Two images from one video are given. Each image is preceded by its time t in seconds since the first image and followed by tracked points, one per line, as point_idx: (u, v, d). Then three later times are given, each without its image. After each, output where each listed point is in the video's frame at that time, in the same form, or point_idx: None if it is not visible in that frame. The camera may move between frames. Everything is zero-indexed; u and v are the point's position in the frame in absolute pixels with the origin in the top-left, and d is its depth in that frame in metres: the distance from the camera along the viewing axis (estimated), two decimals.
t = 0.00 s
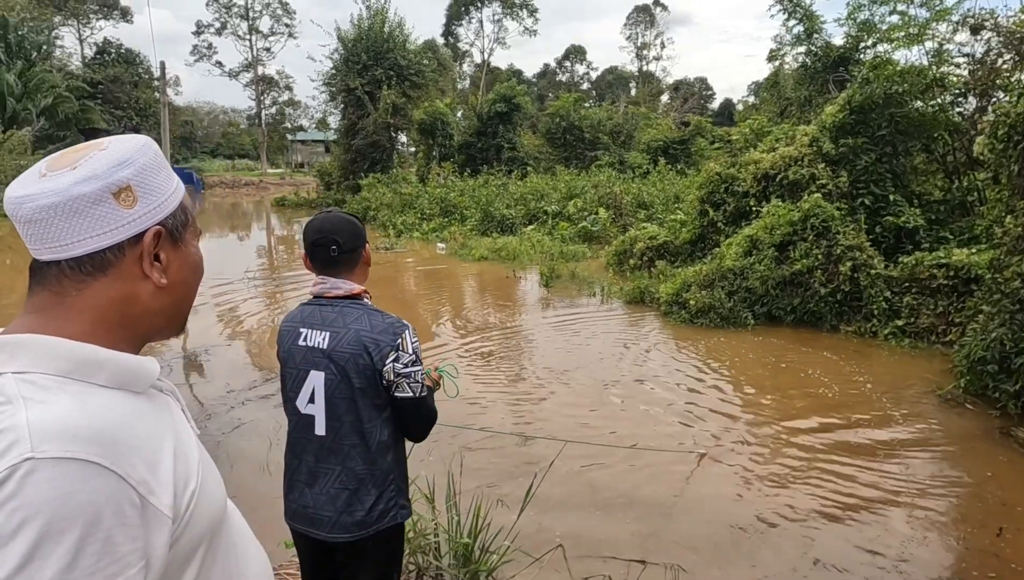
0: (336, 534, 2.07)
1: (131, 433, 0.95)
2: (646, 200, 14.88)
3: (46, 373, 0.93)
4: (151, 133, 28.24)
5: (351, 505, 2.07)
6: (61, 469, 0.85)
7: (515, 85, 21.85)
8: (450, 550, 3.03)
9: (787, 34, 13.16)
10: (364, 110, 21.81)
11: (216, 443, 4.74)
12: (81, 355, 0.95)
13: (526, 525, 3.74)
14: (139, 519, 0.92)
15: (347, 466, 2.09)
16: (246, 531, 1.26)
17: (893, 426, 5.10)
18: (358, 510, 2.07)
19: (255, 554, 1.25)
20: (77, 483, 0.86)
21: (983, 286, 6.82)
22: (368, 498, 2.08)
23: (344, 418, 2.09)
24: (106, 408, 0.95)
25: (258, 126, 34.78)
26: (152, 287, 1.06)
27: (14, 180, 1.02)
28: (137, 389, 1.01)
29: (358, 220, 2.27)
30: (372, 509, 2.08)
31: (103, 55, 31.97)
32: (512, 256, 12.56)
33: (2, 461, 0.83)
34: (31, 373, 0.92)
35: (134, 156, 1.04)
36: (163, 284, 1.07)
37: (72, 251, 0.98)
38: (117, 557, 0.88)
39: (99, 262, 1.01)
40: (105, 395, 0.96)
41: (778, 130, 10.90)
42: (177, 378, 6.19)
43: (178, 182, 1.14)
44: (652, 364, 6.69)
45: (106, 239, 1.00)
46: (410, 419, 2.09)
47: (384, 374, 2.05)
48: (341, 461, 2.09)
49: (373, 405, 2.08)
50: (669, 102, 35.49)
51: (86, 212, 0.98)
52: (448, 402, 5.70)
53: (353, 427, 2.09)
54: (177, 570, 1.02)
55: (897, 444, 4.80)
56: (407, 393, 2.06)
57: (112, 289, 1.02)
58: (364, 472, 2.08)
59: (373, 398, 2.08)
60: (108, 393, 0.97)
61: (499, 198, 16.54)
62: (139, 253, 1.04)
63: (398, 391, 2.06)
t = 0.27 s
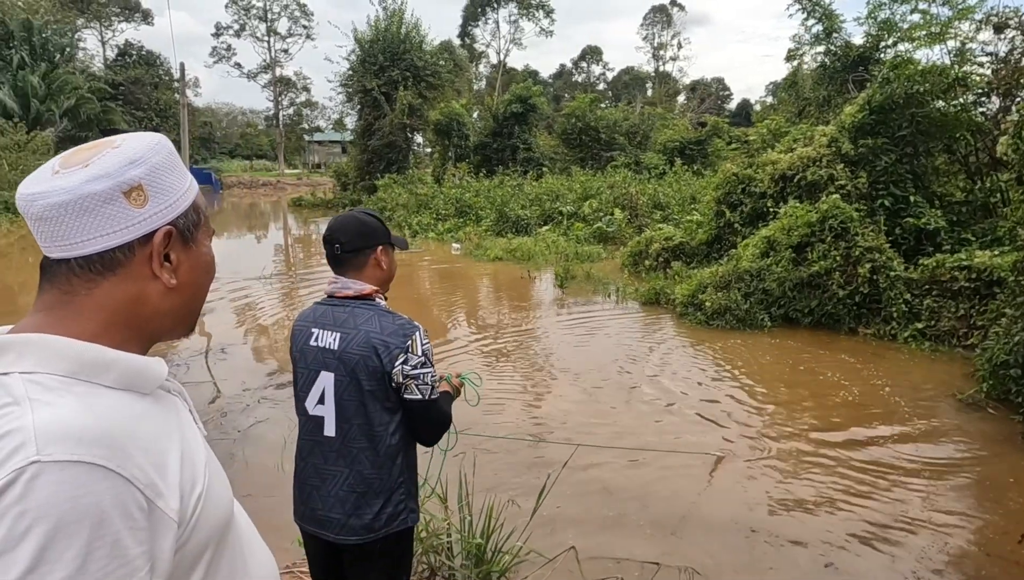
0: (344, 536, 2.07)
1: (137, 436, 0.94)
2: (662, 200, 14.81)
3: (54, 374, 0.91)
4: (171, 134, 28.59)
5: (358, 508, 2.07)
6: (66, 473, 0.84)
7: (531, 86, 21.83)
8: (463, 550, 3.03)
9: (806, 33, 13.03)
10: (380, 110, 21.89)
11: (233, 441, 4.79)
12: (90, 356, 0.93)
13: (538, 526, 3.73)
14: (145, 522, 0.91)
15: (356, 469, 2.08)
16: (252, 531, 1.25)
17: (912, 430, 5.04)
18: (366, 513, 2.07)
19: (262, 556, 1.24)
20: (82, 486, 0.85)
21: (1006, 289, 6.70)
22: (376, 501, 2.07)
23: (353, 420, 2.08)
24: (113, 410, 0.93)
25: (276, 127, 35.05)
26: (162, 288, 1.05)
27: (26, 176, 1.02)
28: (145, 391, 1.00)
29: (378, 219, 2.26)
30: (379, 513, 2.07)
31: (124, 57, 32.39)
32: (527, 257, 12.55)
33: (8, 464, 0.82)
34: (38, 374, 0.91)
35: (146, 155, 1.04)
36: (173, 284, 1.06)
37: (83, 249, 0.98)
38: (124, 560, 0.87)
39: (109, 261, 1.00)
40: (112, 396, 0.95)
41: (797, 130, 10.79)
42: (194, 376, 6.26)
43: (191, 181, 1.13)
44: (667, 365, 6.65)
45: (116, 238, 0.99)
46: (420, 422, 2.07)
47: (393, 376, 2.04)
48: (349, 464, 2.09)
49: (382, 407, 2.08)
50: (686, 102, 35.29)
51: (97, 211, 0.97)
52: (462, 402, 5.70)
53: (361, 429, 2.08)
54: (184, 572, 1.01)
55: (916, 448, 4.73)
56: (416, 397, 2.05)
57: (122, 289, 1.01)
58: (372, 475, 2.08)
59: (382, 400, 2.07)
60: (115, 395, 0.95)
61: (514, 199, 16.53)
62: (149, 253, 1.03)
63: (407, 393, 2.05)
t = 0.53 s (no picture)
0: (335, 536, 2.09)
1: (116, 442, 0.92)
2: (676, 201, 14.72)
3: (32, 378, 0.90)
4: (189, 134, 28.88)
5: (346, 509, 2.08)
6: (33, 483, 0.82)
7: (545, 86, 21.81)
8: (470, 551, 3.02)
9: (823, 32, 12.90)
10: (394, 111, 21.96)
11: (243, 439, 4.83)
12: (70, 360, 0.92)
13: (546, 527, 3.73)
14: (118, 533, 0.88)
15: (343, 471, 2.09)
16: (245, 539, 1.22)
17: (926, 435, 4.98)
18: (353, 513, 2.08)
19: (252, 564, 1.21)
20: (52, 495, 0.83)
21: None
22: (362, 503, 2.08)
23: (338, 423, 2.09)
24: (91, 416, 0.91)
25: (292, 127, 35.30)
26: (151, 288, 1.06)
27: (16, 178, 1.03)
28: (132, 396, 0.98)
29: (370, 221, 2.25)
30: (367, 514, 2.08)
31: (143, 58, 32.76)
32: (539, 257, 12.54)
33: None
34: (17, 379, 0.89)
35: (134, 154, 1.04)
36: (162, 284, 1.07)
37: (70, 249, 0.99)
38: (94, 571, 0.85)
39: (98, 262, 1.01)
40: (92, 403, 0.93)
41: (813, 129, 10.68)
42: (208, 375, 6.31)
43: (183, 180, 1.14)
44: (678, 367, 6.62)
45: (105, 238, 1.00)
46: (399, 428, 2.06)
47: (370, 380, 2.03)
48: (336, 465, 2.11)
49: (364, 411, 2.08)
50: (701, 102, 35.07)
51: (84, 211, 0.98)
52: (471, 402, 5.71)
53: (345, 432, 2.09)
54: None
55: (931, 453, 4.66)
56: (391, 402, 2.03)
57: (110, 290, 1.02)
58: (357, 477, 2.08)
59: (364, 404, 2.07)
60: (96, 401, 0.93)
61: (527, 199, 16.51)
62: (137, 253, 1.04)
63: (383, 398, 2.04)
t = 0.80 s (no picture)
0: (330, 531, 2.12)
1: (102, 443, 0.93)
2: (688, 201, 14.67)
3: (26, 378, 0.92)
4: (205, 134, 29.17)
5: (341, 505, 2.11)
6: (12, 485, 0.83)
7: (558, 86, 21.79)
8: (476, 549, 3.04)
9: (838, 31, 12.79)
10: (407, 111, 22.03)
11: (254, 437, 4.88)
12: (66, 361, 0.94)
13: (551, 527, 3.74)
14: (98, 534, 0.89)
15: (337, 468, 2.12)
16: (238, 541, 1.23)
17: (938, 439, 4.94)
18: (347, 509, 2.10)
19: (244, 565, 1.22)
20: (32, 495, 0.84)
21: None
22: (356, 500, 2.10)
23: (332, 420, 2.12)
24: (80, 417, 0.93)
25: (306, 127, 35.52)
26: (147, 288, 1.08)
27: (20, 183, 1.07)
28: (126, 397, 1.00)
29: (364, 221, 2.25)
30: (361, 510, 2.10)
31: (160, 59, 33.11)
32: (550, 258, 12.55)
33: None
34: (11, 379, 0.92)
35: (129, 156, 1.07)
36: (158, 284, 1.09)
37: (68, 250, 1.01)
38: (71, 571, 0.85)
39: (94, 262, 1.03)
40: (84, 403, 0.95)
41: (827, 130, 10.60)
42: (220, 373, 6.39)
43: (181, 182, 1.16)
44: (687, 368, 6.61)
45: (100, 239, 1.02)
46: (390, 426, 2.06)
47: (361, 378, 2.04)
48: (331, 461, 2.13)
49: (356, 409, 2.09)
50: (715, 102, 34.87)
51: (80, 212, 1.01)
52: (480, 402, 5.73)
53: (338, 429, 2.11)
54: None
55: (941, 458, 4.63)
56: (381, 401, 2.04)
57: (107, 289, 1.05)
58: (351, 474, 2.10)
59: (356, 402, 2.09)
60: (88, 402, 0.95)
61: (539, 199, 16.52)
62: (132, 253, 1.06)
63: (373, 397, 2.04)
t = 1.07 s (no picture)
0: (334, 525, 2.15)
1: (103, 430, 0.96)
2: (700, 202, 14.62)
3: (33, 367, 0.95)
4: (219, 135, 29.41)
5: (345, 500, 2.13)
6: (14, 466, 0.85)
7: (569, 86, 21.78)
8: (484, 548, 3.06)
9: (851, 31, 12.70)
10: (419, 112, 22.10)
11: (264, 434, 4.93)
12: (71, 351, 0.97)
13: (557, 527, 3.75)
14: (95, 517, 0.91)
15: (339, 463, 2.15)
16: (241, 533, 1.25)
17: (949, 443, 4.89)
18: (350, 504, 2.13)
19: (245, 558, 1.23)
20: (33, 477, 0.86)
21: None
22: (359, 495, 2.12)
23: (336, 416, 2.15)
24: (82, 404, 0.96)
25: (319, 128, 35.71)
26: (149, 283, 1.10)
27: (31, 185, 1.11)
28: (129, 386, 1.03)
29: (368, 220, 2.27)
30: (364, 505, 2.12)
31: (175, 60, 33.41)
32: (561, 258, 12.56)
33: None
34: (18, 365, 0.94)
35: (133, 156, 1.10)
36: (160, 279, 1.11)
37: (72, 245, 1.04)
38: (69, 553, 0.87)
39: (97, 258, 1.06)
40: (87, 392, 0.98)
41: (840, 130, 10.53)
42: (231, 371, 6.45)
43: (185, 182, 1.19)
44: (696, 369, 6.60)
45: (104, 235, 1.05)
46: (394, 422, 2.09)
47: (365, 375, 2.07)
48: (335, 456, 2.16)
49: (360, 405, 2.12)
50: (728, 103, 34.68)
51: (83, 208, 1.04)
52: (489, 402, 5.75)
53: (342, 425, 2.14)
54: (147, 569, 1.00)
55: (953, 462, 4.59)
56: (385, 398, 2.06)
57: (111, 284, 1.08)
58: (354, 469, 2.13)
59: (360, 398, 2.11)
60: (91, 390, 0.98)
61: (550, 200, 16.52)
62: (134, 249, 1.08)
63: (377, 394, 2.06)
